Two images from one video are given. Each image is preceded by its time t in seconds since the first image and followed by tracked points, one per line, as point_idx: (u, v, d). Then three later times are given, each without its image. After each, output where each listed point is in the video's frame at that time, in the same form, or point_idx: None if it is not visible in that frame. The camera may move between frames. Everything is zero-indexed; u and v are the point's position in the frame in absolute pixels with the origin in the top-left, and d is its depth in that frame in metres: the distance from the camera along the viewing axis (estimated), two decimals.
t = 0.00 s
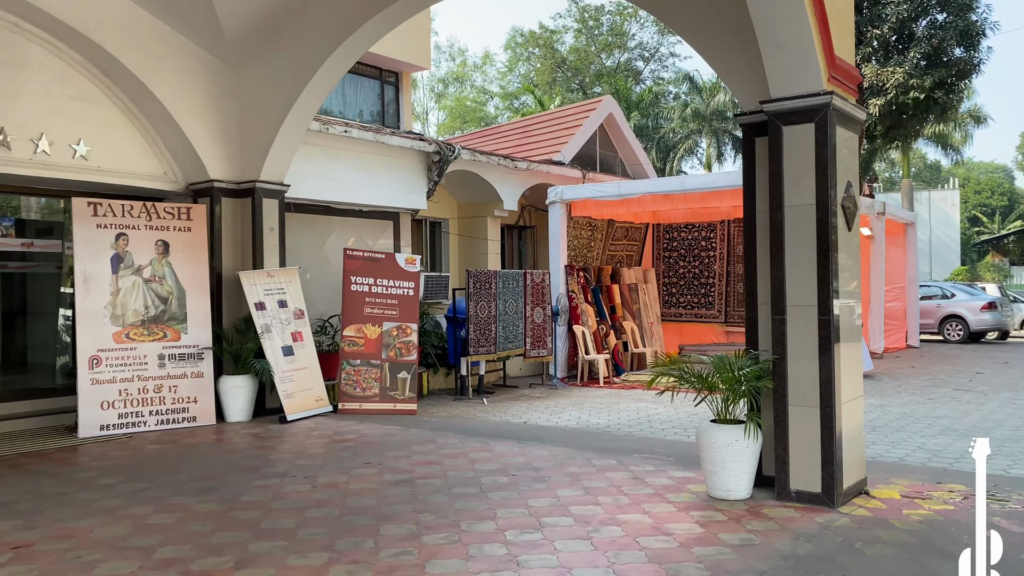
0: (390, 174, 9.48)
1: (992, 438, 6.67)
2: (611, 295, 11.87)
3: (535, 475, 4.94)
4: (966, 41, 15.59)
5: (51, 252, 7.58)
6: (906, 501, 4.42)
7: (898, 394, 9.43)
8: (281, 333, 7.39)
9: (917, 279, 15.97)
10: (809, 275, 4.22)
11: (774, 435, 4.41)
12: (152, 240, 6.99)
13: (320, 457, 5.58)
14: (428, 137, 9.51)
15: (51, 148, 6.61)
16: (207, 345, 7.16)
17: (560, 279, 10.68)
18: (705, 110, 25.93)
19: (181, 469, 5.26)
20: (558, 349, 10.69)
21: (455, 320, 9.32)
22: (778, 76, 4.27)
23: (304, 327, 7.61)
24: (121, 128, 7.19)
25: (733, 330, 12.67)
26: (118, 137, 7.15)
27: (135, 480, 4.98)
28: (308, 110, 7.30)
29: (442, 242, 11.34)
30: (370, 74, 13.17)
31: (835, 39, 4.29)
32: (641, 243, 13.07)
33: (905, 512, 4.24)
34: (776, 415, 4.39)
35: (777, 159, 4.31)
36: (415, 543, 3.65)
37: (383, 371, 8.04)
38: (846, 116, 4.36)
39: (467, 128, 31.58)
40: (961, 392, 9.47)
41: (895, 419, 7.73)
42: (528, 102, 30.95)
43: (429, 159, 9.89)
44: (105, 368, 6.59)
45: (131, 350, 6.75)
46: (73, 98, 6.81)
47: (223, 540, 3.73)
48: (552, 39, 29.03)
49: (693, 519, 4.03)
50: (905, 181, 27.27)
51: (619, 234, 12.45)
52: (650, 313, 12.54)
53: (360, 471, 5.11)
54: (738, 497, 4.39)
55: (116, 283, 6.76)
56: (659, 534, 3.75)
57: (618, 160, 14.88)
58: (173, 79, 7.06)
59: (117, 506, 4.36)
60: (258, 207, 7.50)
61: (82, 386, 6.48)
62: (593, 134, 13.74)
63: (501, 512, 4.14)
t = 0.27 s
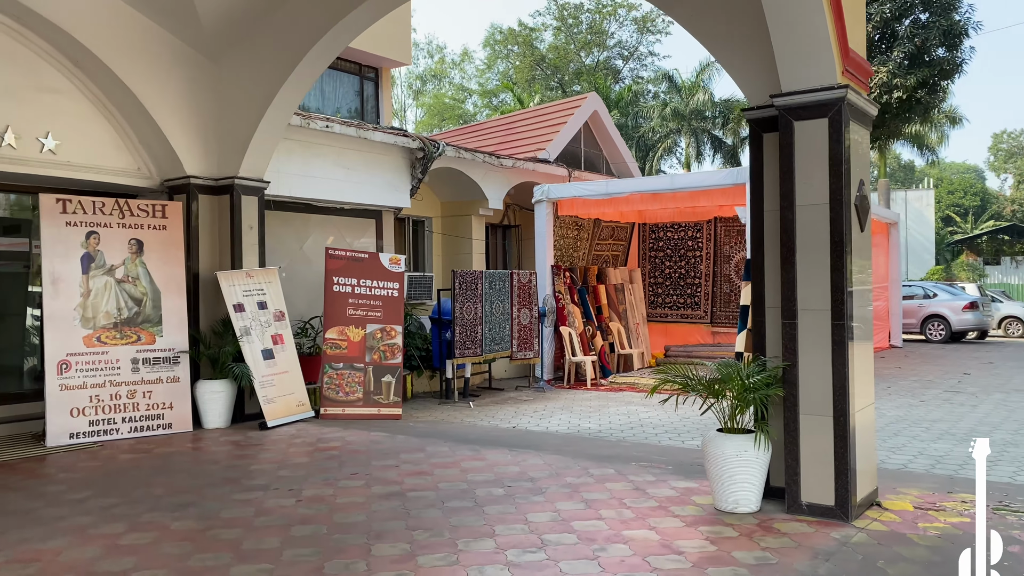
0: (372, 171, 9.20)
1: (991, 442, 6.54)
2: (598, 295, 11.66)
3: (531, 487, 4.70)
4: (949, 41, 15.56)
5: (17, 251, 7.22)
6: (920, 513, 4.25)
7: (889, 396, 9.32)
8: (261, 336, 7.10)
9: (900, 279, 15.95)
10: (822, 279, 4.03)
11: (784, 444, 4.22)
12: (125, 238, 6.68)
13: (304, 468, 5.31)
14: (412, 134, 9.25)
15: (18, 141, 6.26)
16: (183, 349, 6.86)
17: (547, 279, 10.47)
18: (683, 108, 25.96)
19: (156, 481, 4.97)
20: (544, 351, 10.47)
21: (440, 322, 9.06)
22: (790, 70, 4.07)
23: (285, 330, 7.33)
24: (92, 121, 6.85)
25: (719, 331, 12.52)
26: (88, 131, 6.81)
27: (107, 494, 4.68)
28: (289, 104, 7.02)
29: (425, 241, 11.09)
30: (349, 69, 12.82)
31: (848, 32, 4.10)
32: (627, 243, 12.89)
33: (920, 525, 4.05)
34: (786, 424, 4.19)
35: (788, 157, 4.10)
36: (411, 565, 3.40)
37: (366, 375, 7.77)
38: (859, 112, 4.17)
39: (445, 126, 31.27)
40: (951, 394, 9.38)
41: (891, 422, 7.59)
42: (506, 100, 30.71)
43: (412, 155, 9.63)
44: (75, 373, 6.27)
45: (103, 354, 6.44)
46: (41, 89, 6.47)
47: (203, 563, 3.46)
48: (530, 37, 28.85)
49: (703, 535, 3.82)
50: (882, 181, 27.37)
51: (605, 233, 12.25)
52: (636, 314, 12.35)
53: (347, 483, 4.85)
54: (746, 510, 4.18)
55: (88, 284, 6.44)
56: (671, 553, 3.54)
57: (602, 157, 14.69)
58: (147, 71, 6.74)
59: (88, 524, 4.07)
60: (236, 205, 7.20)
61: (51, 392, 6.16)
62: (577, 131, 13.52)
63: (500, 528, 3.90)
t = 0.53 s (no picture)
0: (351, 166, 8.90)
1: (990, 446, 6.38)
2: (581, 295, 11.43)
3: (524, 498, 4.44)
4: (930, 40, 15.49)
5: None
6: (933, 524, 4.04)
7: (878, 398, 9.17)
8: (235, 338, 6.79)
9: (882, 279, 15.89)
10: (835, 279, 3.82)
11: (793, 454, 4.00)
12: (91, 235, 6.33)
13: (282, 478, 5.02)
14: (392, 128, 8.95)
15: None
16: (153, 351, 6.52)
17: (531, 279, 10.24)
18: (661, 107, 25.85)
19: (123, 494, 4.65)
20: (527, 352, 10.23)
21: (422, 322, 8.78)
22: (800, 58, 3.85)
23: (260, 331, 7.01)
24: (56, 110, 6.49)
25: (703, 331, 12.35)
26: (52, 121, 6.45)
27: (69, 508, 4.36)
28: (265, 94, 6.71)
29: (405, 239, 10.78)
30: (325, 63, 12.47)
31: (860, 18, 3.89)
32: (611, 242, 12.68)
33: (936, 537, 3.85)
34: (794, 432, 3.98)
35: (798, 150, 3.88)
36: None
37: (346, 378, 7.47)
38: (871, 104, 3.96)
39: (421, 123, 30.92)
40: (940, 395, 9.26)
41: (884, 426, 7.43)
42: (484, 97, 30.42)
43: (392, 150, 9.34)
44: (36, 377, 5.93)
45: (67, 357, 6.10)
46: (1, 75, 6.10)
47: None
48: (508, 34, 28.58)
49: (711, 552, 3.58)
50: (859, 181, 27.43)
51: (588, 231, 12.02)
52: (620, 314, 12.13)
53: (328, 495, 4.56)
54: (753, 524, 3.95)
55: (50, 283, 6.10)
56: (679, 573, 3.30)
57: (584, 154, 14.48)
58: (115, 57, 6.40)
59: (47, 543, 3.76)
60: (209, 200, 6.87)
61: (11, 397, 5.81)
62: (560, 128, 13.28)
63: (494, 546, 3.65)
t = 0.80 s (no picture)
0: (329, 164, 8.63)
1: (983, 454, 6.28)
2: (563, 297, 11.24)
3: (517, 516, 4.23)
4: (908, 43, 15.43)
5: None
6: (942, 542, 3.89)
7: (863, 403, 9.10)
8: (208, 343, 6.51)
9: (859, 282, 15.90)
10: (845, 288, 3.65)
11: (800, 470, 3.83)
12: (56, 236, 6.02)
13: (259, 493, 4.76)
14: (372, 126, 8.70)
15: None
16: (121, 358, 6.23)
17: (512, 281, 10.05)
18: (637, 108, 25.79)
19: (88, 512, 4.37)
20: (509, 355, 10.03)
21: (402, 326, 8.54)
22: (809, 55, 3.68)
23: (235, 336, 6.74)
24: (19, 103, 6.16)
25: (685, 334, 12.24)
26: (14, 115, 6.12)
27: (30, 529, 4.08)
28: (240, 89, 6.44)
29: (383, 240, 10.53)
30: (299, 60, 12.15)
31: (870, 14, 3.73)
32: (592, 243, 12.53)
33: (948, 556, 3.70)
34: (801, 447, 3.81)
35: (807, 152, 3.71)
36: None
37: (324, 384, 7.21)
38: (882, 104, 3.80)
39: (395, 122, 30.59)
40: (925, 400, 9.20)
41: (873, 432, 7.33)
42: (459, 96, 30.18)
43: (371, 148, 9.08)
44: None
45: (30, 364, 5.80)
46: None
47: None
48: (483, 33, 28.36)
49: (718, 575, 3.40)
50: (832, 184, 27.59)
51: (569, 232, 11.85)
52: (601, 316, 11.95)
53: (309, 512, 4.32)
54: (759, 543, 3.77)
55: (12, 286, 5.79)
56: None
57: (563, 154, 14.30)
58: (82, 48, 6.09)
59: (6, 570, 3.48)
60: (181, 199, 6.58)
61: None
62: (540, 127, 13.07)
63: (489, 570, 3.44)
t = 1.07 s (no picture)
0: (307, 159, 8.35)
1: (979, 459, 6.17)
2: (545, 297, 11.04)
3: (514, 527, 4.02)
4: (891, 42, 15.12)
5: None
6: (959, 555, 3.74)
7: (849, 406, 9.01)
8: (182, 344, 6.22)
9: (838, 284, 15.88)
10: (864, 289, 3.48)
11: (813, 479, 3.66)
12: (20, 230, 5.70)
13: (239, 503, 4.50)
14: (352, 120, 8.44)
15: None
16: (90, 359, 5.92)
17: (494, 281, 9.87)
18: (612, 109, 25.72)
19: (56, 526, 4.08)
20: (491, 357, 9.82)
21: (382, 326, 8.29)
22: (828, 43, 3.50)
23: (210, 336, 6.46)
24: None
25: (667, 335, 12.09)
26: None
27: None
28: (217, 78, 6.15)
29: (362, 238, 10.25)
30: (273, 54, 11.82)
31: None
32: (574, 242, 12.36)
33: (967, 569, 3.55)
34: (815, 454, 3.64)
35: (823, 146, 3.54)
36: None
37: (302, 386, 6.95)
38: (899, 96, 3.64)
39: (368, 120, 30.22)
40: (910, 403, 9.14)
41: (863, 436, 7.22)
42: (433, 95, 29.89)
43: (351, 143, 8.81)
44: None
45: None
46: None
47: None
48: (458, 32, 28.08)
49: None
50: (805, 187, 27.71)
51: (551, 232, 11.65)
52: (583, 317, 11.76)
53: (293, 524, 4.07)
54: (771, 556, 3.59)
55: None
56: None
57: (544, 153, 14.11)
58: (49, 32, 5.76)
59: None
60: (154, 193, 6.28)
61: None
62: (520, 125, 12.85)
63: None
